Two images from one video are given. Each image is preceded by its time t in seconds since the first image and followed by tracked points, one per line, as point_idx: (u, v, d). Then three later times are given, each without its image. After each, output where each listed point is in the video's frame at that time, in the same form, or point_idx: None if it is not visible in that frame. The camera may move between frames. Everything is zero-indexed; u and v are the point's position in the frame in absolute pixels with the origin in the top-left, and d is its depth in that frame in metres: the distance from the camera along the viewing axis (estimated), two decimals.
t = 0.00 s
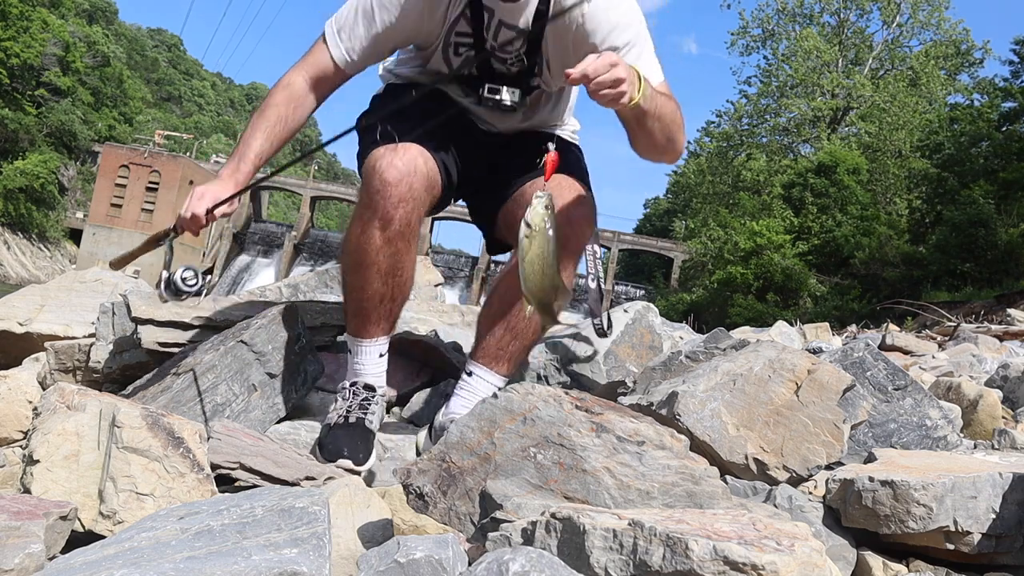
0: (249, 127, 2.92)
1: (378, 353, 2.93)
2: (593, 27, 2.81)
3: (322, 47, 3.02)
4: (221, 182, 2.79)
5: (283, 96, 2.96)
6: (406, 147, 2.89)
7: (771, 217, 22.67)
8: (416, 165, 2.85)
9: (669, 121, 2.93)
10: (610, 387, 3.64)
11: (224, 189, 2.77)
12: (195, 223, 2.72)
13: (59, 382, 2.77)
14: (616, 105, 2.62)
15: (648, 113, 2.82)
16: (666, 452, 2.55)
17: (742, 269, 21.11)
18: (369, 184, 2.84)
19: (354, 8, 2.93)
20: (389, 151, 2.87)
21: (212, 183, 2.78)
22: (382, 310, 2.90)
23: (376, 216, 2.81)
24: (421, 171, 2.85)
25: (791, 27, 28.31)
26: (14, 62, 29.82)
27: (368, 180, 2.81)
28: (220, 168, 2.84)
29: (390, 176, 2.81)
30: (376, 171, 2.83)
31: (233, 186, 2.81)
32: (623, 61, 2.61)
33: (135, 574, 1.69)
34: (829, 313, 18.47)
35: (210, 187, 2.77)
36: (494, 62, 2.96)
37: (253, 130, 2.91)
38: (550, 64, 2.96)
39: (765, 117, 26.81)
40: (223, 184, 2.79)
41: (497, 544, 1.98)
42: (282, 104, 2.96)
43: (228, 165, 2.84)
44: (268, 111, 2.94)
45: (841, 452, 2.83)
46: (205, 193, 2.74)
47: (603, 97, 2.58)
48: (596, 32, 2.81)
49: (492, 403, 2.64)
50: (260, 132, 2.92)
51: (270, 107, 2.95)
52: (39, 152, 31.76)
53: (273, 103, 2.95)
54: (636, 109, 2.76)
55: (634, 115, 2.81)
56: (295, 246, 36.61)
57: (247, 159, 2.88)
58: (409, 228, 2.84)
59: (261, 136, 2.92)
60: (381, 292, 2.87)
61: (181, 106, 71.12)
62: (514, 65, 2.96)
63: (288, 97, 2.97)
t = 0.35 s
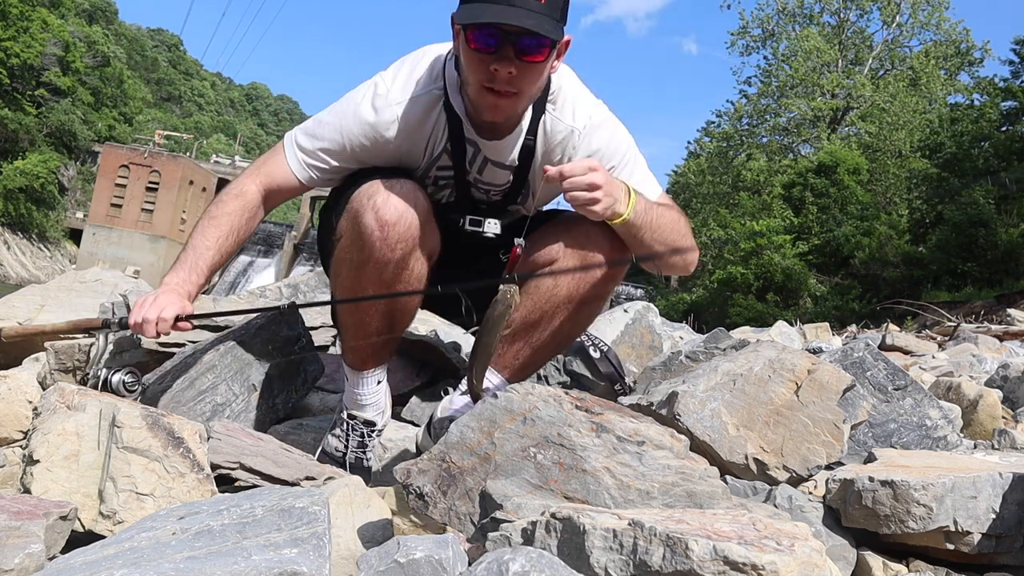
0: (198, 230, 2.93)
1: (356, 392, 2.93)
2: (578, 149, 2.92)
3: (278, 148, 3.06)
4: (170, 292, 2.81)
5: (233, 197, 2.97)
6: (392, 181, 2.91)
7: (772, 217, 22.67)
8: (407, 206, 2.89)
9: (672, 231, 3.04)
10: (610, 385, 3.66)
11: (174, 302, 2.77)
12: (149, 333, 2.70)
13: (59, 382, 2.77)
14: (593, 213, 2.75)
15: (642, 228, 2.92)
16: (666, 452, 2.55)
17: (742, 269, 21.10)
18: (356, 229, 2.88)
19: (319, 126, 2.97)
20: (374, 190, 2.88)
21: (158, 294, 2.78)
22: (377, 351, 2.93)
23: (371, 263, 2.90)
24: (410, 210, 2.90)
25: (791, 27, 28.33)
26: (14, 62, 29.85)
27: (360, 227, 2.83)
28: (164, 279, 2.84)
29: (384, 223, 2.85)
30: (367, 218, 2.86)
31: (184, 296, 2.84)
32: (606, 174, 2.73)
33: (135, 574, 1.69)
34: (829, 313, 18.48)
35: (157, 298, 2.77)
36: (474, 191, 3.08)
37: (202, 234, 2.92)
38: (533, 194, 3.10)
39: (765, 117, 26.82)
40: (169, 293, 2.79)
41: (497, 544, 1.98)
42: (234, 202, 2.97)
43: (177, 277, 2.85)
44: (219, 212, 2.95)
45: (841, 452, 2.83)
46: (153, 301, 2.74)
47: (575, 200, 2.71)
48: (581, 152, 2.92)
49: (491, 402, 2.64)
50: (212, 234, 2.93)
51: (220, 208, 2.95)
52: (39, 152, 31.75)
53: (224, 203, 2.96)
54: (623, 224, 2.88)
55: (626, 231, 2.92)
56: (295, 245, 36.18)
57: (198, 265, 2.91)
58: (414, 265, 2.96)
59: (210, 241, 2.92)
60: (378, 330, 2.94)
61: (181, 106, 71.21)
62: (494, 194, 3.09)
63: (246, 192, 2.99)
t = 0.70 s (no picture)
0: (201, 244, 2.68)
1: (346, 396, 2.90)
2: (584, 167, 2.99)
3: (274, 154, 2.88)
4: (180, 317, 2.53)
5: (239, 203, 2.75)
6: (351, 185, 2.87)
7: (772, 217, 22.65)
8: (373, 209, 2.86)
9: (685, 248, 3.14)
10: (610, 385, 3.68)
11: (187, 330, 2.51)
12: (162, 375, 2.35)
13: (59, 383, 2.77)
14: (608, 239, 2.79)
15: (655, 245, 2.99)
16: (666, 452, 2.55)
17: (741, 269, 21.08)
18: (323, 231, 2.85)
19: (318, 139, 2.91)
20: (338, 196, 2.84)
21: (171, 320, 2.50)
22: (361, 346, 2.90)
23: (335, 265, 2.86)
24: (376, 212, 2.87)
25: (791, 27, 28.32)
26: (14, 62, 29.84)
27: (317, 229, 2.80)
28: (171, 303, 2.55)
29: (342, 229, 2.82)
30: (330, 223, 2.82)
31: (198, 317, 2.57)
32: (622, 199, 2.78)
33: (135, 575, 1.69)
34: (829, 313, 18.47)
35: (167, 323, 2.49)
36: (473, 212, 3.12)
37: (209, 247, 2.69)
38: (533, 217, 3.15)
39: (765, 117, 26.81)
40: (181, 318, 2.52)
41: (497, 544, 1.98)
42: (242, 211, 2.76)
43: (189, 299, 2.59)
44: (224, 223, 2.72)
45: (841, 452, 2.83)
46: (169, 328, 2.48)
47: (593, 229, 2.76)
48: (587, 170, 3.00)
49: (492, 402, 2.65)
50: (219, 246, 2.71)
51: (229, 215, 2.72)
52: (39, 152, 31.73)
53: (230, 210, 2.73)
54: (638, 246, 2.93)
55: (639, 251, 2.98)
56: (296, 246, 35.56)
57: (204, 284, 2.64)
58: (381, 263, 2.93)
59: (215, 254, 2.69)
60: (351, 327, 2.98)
61: (181, 106, 71.19)
62: (493, 214, 3.13)
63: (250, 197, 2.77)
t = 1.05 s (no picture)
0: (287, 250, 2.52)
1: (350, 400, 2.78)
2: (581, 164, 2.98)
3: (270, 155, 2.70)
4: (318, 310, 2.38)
5: (282, 204, 2.60)
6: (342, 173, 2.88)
7: (771, 216, 22.65)
8: (363, 197, 2.92)
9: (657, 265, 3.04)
10: (611, 385, 3.69)
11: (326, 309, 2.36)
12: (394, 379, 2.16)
13: (59, 382, 2.75)
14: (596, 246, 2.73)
15: (631, 259, 2.92)
16: (666, 452, 2.55)
17: (741, 269, 21.09)
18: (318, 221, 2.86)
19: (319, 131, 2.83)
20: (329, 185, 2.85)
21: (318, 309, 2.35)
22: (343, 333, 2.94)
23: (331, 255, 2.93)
24: (366, 202, 2.93)
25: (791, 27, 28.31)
26: (14, 62, 29.85)
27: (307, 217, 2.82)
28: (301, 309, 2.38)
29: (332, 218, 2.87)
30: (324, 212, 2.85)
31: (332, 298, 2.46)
32: (607, 209, 2.69)
33: (135, 574, 1.70)
34: (829, 313, 18.47)
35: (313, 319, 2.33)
36: (473, 206, 3.13)
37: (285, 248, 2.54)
38: (530, 212, 3.16)
39: (766, 117, 26.80)
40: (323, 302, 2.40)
41: (497, 544, 1.98)
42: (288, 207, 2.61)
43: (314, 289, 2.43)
44: (286, 224, 2.58)
45: (841, 452, 2.83)
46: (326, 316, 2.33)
47: (578, 235, 2.66)
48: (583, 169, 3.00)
49: (492, 402, 2.64)
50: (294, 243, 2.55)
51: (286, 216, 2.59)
52: (39, 152, 31.71)
53: (282, 211, 2.59)
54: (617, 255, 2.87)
55: (618, 261, 2.92)
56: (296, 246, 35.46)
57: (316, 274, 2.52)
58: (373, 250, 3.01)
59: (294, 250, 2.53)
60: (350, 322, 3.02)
61: (181, 105, 71.19)
62: (492, 209, 3.14)
63: (288, 194, 2.63)
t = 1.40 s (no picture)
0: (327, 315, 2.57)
1: (373, 405, 2.85)
2: (571, 148, 2.98)
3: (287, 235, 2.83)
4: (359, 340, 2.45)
5: (310, 268, 2.70)
6: (439, 214, 2.88)
7: (772, 216, 22.63)
8: (463, 235, 2.89)
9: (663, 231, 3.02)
10: (610, 385, 3.70)
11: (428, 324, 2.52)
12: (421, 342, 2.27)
13: (59, 383, 2.74)
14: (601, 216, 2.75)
15: (637, 229, 2.93)
16: (666, 452, 2.55)
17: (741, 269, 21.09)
18: (400, 269, 2.87)
19: (318, 179, 2.87)
20: (417, 226, 2.84)
21: (353, 336, 2.45)
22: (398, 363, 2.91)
23: (420, 297, 2.91)
24: (467, 240, 2.91)
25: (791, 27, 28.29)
26: (14, 62, 29.84)
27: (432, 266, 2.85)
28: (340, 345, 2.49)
29: (443, 263, 2.87)
30: (420, 257, 2.84)
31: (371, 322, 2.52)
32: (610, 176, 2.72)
33: (135, 574, 1.69)
34: (829, 313, 18.47)
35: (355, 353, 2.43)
36: (477, 206, 3.11)
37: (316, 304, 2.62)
38: (533, 203, 3.14)
39: (766, 117, 26.77)
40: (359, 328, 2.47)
41: (497, 544, 1.98)
42: (316, 270, 2.71)
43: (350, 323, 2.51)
44: (313, 284, 2.66)
45: (841, 452, 2.84)
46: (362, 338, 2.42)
47: (583, 204, 2.68)
48: (573, 152, 2.98)
49: (492, 402, 2.63)
50: (320, 295, 2.64)
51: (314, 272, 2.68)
52: (39, 152, 31.70)
53: (308, 270, 2.69)
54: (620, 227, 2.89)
55: (620, 233, 2.94)
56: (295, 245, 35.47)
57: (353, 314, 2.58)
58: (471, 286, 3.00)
59: (317, 301, 2.62)
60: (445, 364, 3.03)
61: (181, 105, 71.19)
62: (497, 206, 3.13)
63: (310, 259, 2.73)
